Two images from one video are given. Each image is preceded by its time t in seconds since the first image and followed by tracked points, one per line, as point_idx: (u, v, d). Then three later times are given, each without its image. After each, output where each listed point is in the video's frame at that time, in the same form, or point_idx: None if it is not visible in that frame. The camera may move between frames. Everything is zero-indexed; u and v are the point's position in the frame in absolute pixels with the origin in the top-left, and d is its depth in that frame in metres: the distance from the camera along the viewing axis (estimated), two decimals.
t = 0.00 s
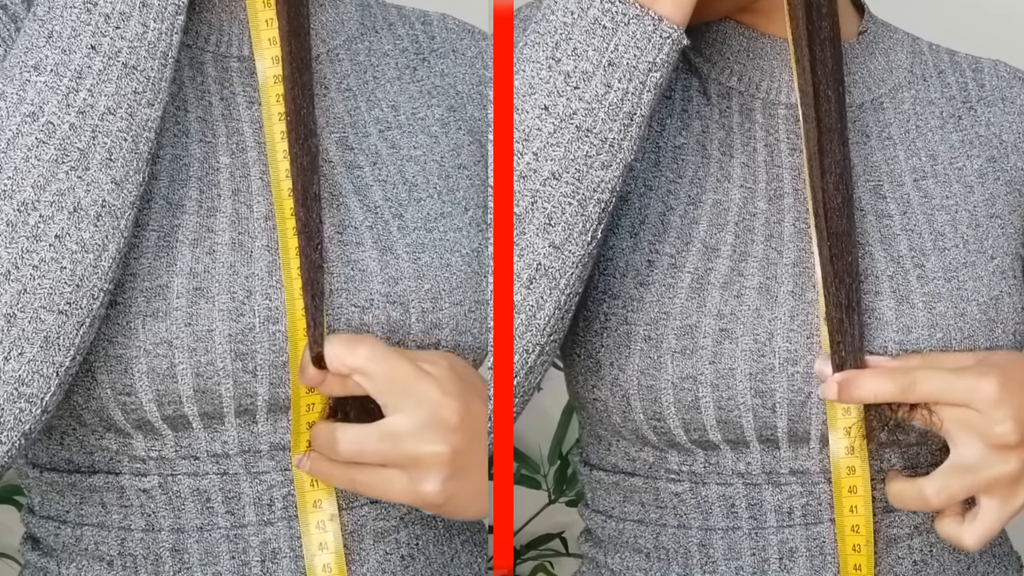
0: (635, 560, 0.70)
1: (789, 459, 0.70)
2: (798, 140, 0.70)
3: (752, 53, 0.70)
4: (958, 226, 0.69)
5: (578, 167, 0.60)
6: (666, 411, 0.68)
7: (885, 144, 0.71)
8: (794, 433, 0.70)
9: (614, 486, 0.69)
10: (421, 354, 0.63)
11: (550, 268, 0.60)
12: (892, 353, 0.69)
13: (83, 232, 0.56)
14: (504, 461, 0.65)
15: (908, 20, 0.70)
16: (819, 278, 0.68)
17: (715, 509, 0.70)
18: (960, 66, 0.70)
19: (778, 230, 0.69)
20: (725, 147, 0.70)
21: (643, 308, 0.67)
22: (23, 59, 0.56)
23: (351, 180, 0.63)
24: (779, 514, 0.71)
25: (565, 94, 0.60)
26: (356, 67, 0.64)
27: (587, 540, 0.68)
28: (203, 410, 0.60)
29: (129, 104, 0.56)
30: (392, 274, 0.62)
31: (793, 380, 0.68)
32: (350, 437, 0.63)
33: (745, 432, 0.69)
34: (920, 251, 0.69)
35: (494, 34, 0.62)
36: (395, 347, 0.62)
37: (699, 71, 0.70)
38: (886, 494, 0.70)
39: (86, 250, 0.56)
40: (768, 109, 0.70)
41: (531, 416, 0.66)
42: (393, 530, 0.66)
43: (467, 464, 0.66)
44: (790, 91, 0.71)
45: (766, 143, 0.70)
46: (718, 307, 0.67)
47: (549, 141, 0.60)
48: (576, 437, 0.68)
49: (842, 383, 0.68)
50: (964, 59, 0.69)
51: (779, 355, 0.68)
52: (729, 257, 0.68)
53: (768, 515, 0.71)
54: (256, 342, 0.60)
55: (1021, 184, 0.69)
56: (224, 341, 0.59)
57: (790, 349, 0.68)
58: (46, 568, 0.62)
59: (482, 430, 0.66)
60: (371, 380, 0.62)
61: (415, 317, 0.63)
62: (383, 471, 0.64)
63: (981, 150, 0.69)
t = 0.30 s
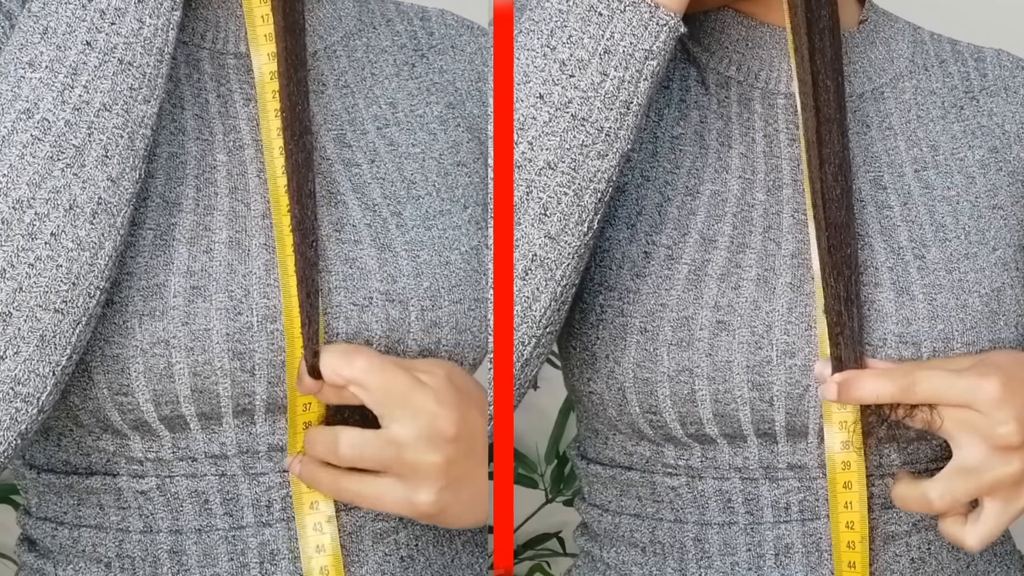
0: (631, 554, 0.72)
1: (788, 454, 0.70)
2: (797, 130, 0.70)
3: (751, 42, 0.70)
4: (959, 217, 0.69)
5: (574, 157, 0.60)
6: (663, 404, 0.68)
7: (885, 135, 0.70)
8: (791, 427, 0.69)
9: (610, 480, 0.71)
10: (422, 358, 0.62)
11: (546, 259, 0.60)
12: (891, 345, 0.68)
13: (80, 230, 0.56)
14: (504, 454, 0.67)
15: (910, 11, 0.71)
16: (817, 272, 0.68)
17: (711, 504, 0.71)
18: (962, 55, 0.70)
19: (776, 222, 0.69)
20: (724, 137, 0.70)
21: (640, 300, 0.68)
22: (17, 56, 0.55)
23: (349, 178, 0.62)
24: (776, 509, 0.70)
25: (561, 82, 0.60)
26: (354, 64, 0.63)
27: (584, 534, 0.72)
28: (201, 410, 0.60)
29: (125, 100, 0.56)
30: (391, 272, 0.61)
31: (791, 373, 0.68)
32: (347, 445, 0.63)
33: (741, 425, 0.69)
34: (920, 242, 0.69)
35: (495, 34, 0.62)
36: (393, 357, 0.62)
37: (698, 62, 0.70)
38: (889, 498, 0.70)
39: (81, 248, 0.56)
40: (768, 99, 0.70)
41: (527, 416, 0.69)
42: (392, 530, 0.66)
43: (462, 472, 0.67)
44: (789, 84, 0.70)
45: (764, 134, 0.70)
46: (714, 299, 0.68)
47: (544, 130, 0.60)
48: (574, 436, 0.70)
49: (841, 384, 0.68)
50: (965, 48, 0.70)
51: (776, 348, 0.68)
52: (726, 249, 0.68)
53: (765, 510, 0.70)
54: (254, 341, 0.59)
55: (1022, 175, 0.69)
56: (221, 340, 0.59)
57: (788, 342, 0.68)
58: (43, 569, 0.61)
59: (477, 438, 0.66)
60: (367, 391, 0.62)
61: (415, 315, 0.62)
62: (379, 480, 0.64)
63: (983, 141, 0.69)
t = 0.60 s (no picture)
0: (626, 551, 0.72)
1: (786, 451, 0.70)
2: (795, 121, 0.70)
3: (748, 33, 0.70)
4: (959, 210, 0.68)
5: (568, 150, 0.60)
6: (659, 400, 0.68)
7: (884, 127, 0.70)
8: (789, 424, 0.69)
9: (607, 476, 0.71)
10: (424, 356, 0.62)
11: (540, 254, 0.60)
12: (891, 339, 0.67)
13: (77, 228, 0.54)
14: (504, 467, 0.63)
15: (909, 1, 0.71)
16: (815, 269, 0.68)
17: (709, 502, 0.71)
18: (962, 46, 0.70)
19: (774, 216, 0.69)
20: (721, 129, 0.70)
21: (635, 294, 0.68)
22: (14, 52, 0.54)
23: (347, 175, 0.62)
24: (774, 508, 0.71)
25: (554, 75, 0.60)
26: (351, 61, 0.63)
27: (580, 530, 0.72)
28: (199, 409, 0.59)
29: (123, 97, 0.55)
30: (390, 269, 0.61)
31: (788, 368, 0.68)
32: (342, 456, 0.62)
33: (739, 423, 0.69)
34: (920, 236, 0.68)
35: (494, 37, 0.61)
36: (390, 367, 0.61)
37: (694, 52, 0.71)
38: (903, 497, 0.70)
39: (79, 246, 0.54)
40: (765, 91, 0.71)
41: (524, 416, 0.70)
42: (391, 530, 0.65)
43: (459, 487, 0.65)
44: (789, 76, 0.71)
45: (761, 127, 0.70)
46: (712, 293, 0.68)
47: (538, 123, 0.60)
48: (570, 434, 0.71)
49: (839, 389, 0.68)
50: (965, 38, 0.70)
51: (774, 343, 0.68)
52: (723, 242, 0.68)
53: (763, 509, 0.71)
54: (253, 341, 0.59)
55: None
56: (219, 339, 0.58)
57: (785, 337, 0.68)
58: (39, 569, 0.61)
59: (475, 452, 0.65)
60: (364, 403, 0.61)
61: (415, 313, 0.62)
62: (374, 491, 0.63)
63: (984, 133, 0.69)
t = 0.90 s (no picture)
0: (625, 553, 0.72)
1: (785, 452, 0.70)
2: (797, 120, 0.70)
3: (749, 28, 0.70)
4: (963, 208, 0.68)
5: (568, 146, 0.60)
6: (658, 401, 0.68)
7: (887, 124, 0.70)
8: (790, 425, 0.69)
9: (605, 478, 0.70)
10: (424, 354, 0.62)
11: (539, 252, 0.60)
12: (893, 339, 0.68)
13: (75, 224, 0.54)
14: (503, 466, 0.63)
15: None
16: (815, 268, 0.68)
17: (708, 504, 0.71)
18: (964, 42, 0.70)
19: (776, 213, 0.69)
20: (722, 126, 0.70)
21: (634, 293, 0.68)
22: (11, 47, 0.54)
23: (347, 172, 0.61)
24: (774, 511, 0.71)
25: (554, 70, 0.60)
26: (351, 57, 0.62)
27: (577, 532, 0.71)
28: (198, 406, 0.58)
29: (121, 92, 0.55)
30: (390, 267, 0.60)
31: (789, 368, 0.68)
32: (337, 464, 0.62)
33: (738, 424, 0.69)
34: (923, 234, 0.68)
35: (494, 36, 0.61)
36: (387, 378, 0.61)
37: (695, 48, 0.71)
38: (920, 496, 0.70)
39: (78, 242, 0.54)
40: (767, 87, 0.70)
41: (522, 416, 0.68)
42: (391, 530, 0.65)
43: (455, 497, 0.65)
44: (790, 73, 0.70)
45: (763, 123, 0.70)
46: (712, 292, 0.67)
47: (537, 119, 0.60)
48: (569, 432, 0.69)
49: (836, 398, 0.68)
50: (968, 35, 0.70)
51: (773, 343, 0.68)
52: (723, 241, 0.68)
53: (763, 512, 0.71)
54: (252, 337, 0.59)
55: None
56: (218, 336, 0.58)
57: (785, 337, 0.68)
58: (37, 570, 0.61)
59: (471, 463, 0.64)
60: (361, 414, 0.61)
61: (415, 310, 0.61)
62: (368, 499, 0.63)
63: (988, 130, 0.68)
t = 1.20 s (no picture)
0: (622, 553, 0.70)
1: (782, 453, 0.69)
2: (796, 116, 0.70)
3: (749, 25, 0.70)
4: (962, 207, 0.68)
5: (566, 144, 0.59)
6: (654, 400, 0.67)
7: (887, 121, 0.70)
8: (787, 425, 0.68)
9: (602, 477, 0.68)
10: (427, 355, 0.62)
11: (537, 250, 0.59)
12: (890, 338, 0.67)
13: (74, 225, 0.54)
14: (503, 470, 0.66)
15: None
16: (812, 266, 0.68)
17: (706, 504, 0.70)
18: (966, 39, 0.69)
19: (773, 212, 0.68)
20: (720, 123, 0.70)
21: (632, 292, 0.67)
22: (10, 47, 0.54)
23: (349, 171, 0.61)
24: (771, 511, 0.70)
25: (553, 67, 0.59)
26: (353, 54, 0.62)
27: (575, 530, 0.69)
28: (198, 407, 0.58)
29: (121, 92, 0.54)
30: (391, 267, 0.61)
31: (786, 367, 0.68)
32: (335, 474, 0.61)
33: (735, 423, 0.68)
34: (922, 233, 0.68)
35: (494, 36, 0.61)
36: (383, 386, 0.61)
37: (694, 45, 0.70)
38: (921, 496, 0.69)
39: (77, 243, 0.54)
40: (766, 85, 0.70)
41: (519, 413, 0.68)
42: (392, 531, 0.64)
43: (451, 503, 0.66)
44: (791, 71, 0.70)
45: (762, 121, 0.70)
46: (708, 291, 0.67)
47: (536, 116, 0.59)
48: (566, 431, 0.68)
49: (830, 409, 0.68)
50: (970, 31, 0.69)
51: (771, 342, 0.67)
52: (721, 239, 0.68)
53: (760, 512, 0.70)
54: (252, 339, 0.58)
55: None
56: (218, 337, 0.57)
57: (783, 336, 0.67)
58: (34, 570, 0.60)
59: (469, 471, 0.66)
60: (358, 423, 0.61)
61: (416, 309, 0.61)
62: (366, 509, 0.63)
63: (988, 128, 0.68)
